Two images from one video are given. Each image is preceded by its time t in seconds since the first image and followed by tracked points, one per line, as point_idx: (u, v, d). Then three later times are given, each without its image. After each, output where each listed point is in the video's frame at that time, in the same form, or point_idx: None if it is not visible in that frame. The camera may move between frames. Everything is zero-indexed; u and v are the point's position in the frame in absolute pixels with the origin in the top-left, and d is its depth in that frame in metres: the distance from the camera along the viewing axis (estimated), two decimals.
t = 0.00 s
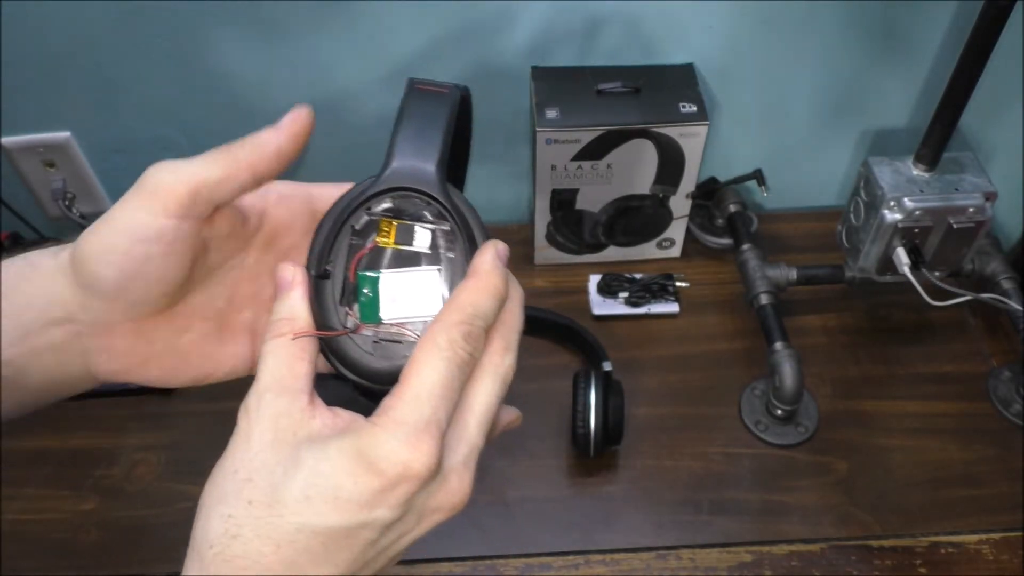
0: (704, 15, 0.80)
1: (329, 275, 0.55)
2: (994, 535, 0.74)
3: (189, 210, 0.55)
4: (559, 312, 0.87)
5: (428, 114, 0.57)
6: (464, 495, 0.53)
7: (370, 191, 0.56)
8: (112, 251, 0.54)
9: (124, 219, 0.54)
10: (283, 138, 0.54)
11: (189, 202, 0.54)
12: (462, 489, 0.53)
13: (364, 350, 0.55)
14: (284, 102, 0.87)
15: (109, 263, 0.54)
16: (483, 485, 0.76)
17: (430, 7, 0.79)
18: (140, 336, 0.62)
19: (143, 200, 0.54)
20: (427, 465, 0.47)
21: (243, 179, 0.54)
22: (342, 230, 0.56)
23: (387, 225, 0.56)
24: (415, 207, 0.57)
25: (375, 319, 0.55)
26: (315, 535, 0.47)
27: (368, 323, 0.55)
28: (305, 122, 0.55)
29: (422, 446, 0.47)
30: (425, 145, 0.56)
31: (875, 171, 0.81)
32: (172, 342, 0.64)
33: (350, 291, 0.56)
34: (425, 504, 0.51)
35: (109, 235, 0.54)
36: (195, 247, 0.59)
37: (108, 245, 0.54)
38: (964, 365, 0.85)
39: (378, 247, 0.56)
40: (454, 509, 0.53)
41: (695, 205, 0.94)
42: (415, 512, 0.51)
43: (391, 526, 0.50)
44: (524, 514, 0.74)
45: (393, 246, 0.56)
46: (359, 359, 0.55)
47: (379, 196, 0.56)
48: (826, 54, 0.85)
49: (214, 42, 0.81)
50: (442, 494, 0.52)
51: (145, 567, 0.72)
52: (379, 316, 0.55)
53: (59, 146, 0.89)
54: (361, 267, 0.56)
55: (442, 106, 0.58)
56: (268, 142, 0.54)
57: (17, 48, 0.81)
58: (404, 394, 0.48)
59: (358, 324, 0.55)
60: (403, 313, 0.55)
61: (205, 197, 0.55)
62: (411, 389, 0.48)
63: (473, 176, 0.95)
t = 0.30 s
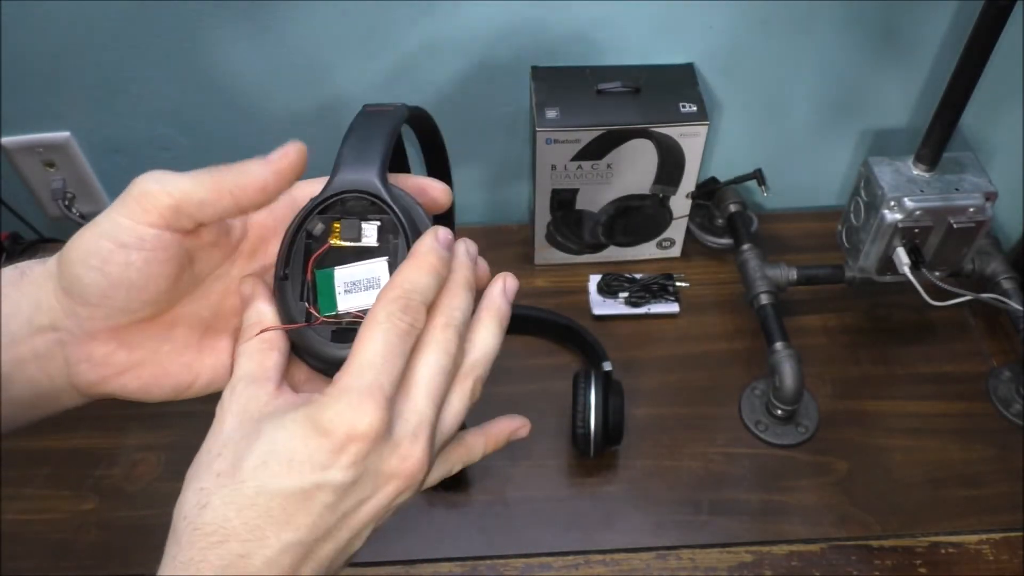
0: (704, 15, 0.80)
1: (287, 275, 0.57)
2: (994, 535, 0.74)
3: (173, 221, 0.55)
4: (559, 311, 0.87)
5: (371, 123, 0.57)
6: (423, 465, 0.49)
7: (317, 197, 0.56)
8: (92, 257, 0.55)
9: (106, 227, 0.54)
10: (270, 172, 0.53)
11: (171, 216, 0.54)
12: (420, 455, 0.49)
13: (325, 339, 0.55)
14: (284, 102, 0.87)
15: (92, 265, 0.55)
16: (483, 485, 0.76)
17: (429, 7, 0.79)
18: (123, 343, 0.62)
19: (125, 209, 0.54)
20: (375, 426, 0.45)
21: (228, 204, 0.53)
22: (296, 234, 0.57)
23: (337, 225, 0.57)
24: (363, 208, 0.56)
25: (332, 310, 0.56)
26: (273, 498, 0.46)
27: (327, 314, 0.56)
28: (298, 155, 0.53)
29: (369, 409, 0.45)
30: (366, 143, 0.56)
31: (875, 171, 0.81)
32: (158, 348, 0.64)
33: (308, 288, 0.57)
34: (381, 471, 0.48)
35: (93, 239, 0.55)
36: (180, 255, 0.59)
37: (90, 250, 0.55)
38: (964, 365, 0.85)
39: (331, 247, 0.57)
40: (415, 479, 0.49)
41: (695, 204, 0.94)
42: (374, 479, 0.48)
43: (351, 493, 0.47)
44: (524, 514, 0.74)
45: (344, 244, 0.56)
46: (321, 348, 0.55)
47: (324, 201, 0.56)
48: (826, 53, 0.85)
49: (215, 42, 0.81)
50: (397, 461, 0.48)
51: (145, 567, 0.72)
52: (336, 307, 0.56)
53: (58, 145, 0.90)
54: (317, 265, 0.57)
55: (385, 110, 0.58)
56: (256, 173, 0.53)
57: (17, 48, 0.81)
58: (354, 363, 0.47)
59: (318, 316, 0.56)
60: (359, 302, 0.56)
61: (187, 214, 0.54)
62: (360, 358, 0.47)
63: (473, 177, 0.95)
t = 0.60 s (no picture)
0: (704, 15, 0.80)
1: (260, 259, 0.59)
2: (995, 535, 0.74)
3: (167, 221, 0.58)
4: (559, 311, 0.87)
5: (329, 120, 0.61)
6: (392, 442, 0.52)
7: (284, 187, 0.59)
8: (86, 251, 0.59)
9: (101, 224, 0.58)
10: (265, 180, 0.54)
11: (165, 217, 0.57)
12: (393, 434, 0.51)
13: (298, 315, 0.58)
14: (283, 101, 0.87)
15: (86, 260, 0.59)
16: (483, 485, 0.76)
17: (430, 7, 0.78)
18: (111, 335, 0.64)
19: (120, 209, 0.57)
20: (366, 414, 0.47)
21: (221, 209, 0.56)
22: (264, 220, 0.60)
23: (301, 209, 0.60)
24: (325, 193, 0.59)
25: (304, 288, 0.58)
26: (272, 512, 0.44)
27: (300, 293, 0.58)
28: (289, 167, 0.54)
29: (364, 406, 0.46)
30: (325, 140, 0.60)
31: (875, 171, 0.81)
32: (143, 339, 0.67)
33: (280, 270, 0.59)
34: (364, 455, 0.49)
35: (87, 236, 0.59)
36: (169, 252, 0.63)
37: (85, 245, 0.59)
38: (964, 365, 0.85)
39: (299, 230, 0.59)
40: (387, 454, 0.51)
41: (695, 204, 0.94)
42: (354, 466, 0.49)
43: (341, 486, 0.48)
44: (524, 514, 0.74)
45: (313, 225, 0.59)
46: (296, 325, 0.58)
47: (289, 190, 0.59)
48: (826, 54, 0.84)
49: (214, 42, 0.81)
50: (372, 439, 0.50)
51: (145, 567, 0.72)
52: (307, 284, 0.58)
53: (58, 145, 0.89)
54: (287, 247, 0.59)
55: (338, 111, 0.62)
56: (250, 180, 0.54)
57: (17, 48, 0.81)
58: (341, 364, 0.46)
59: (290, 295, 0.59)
60: (329, 278, 0.58)
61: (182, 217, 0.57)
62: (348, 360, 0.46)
63: (473, 176, 0.95)
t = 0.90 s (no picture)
0: (704, 15, 0.80)
1: (254, 246, 0.67)
2: (995, 534, 0.74)
3: (159, 201, 0.63)
4: (559, 311, 0.87)
5: (319, 110, 0.66)
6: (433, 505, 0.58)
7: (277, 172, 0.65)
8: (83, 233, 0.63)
9: (98, 208, 0.62)
10: (259, 160, 0.62)
11: (158, 196, 0.62)
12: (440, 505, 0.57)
13: (293, 301, 0.66)
14: (283, 101, 0.87)
15: (82, 241, 0.63)
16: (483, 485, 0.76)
17: (430, 8, 0.79)
18: (109, 321, 0.68)
19: (114, 191, 0.62)
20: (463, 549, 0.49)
21: (214, 185, 0.62)
22: (260, 210, 0.67)
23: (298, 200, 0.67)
24: (320, 182, 0.67)
25: (298, 275, 0.66)
26: None
27: (294, 279, 0.66)
28: (280, 152, 0.62)
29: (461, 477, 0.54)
30: (317, 131, 0.65)
31: (875, 171, 0.81)
32: (140, 323, 0.70)
33: (275, 257, 0.67)
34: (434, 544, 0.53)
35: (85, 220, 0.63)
36: (164, 236, 0.66)
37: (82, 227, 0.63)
38: (964, 365, 0.85)
39: (295, 220, 0.68)
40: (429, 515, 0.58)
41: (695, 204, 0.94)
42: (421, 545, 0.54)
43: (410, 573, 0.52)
44: (524, 513, 0.74)
45: (307, 215, 0.67)
46: (292, 310, 0.65)
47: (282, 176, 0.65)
48: (825, 53, 0.84)
49: (214, 42, 0.81)
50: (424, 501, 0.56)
51: (144, 567, 0.72)
52: (301, 271, 0.66)
53: (58, 145, 0.89)
54: (281, 237, 0.68)
55: (331, 100, 0.67)
56: (243, 160, 0.62)
57: (16, 48, 0.81)
58: (507, 481, 0.48)
59: (285, 281, 0.66)
60: (322, 264, 0.66)
61: (172, 193, 0.62)
62: (516, 485, 0.48)
63: (472, 177, 0.96)
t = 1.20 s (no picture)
0: (704, 16, 0.81)
1: (259, 255, 0.67)
2: (995, 535, 0.74)
3: (171, 208, 0.64)
4: (559, 312, 0.87)
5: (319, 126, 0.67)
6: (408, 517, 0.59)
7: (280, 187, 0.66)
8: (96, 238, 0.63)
9: (112, 215, 0.63)
10: (266, 170, 0.62)
11: (170, 204, 0.63)
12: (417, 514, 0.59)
13: (298, 307, 0.67)
14: (282, 103, 0.87)
15: (95, 247, 0.63)
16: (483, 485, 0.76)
17: (430, 9, 0.79)
18: (119, 323, 0.68)
19: (128, 198, 0.63)
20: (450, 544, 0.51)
21: (223, 195, 0.63)
22: (264, 220, 0.68)
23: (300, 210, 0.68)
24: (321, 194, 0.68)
25: (302, 282, 0.67)
26: None
27: (298, 287, 0.67)
28: (286, 163, 0.63)
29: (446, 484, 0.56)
30: (318, 146, 0.66)
31: (875, 171, 0.81)
32: (150, 326, 0.70)
33: (279, 265, 0.68)
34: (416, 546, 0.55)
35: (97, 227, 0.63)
36: (175, 243, 0.67)
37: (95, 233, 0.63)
38: (964, 365, 0.85)
39: (297, 229, 0.69)
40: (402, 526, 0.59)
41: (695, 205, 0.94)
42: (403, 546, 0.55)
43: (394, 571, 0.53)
44: (524, 514, 0.74)
45: (309, 224, 0.68)
46: (296, 316, 0.66)
47: (286, 189, 0.66)
48: (825, 54, 0.85)
49: (214, 42, 0.81)
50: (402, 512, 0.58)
51: (144, 567, 0.72)
52: (305, 279, 0.67)
53: (58, 145, 0.89)
54: (285, 244, 0.68)
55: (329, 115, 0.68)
56: (250, 170, 0.62)
57: (17, 48, 0.81)
58: (497, 478, 0.50)
59: (290, 287, 0.67)
60: (325, 272, 0.67)
61: (183, 200, 0.63)
62: (505, 482, 0.50)
63: (472, 177, 0.96)
